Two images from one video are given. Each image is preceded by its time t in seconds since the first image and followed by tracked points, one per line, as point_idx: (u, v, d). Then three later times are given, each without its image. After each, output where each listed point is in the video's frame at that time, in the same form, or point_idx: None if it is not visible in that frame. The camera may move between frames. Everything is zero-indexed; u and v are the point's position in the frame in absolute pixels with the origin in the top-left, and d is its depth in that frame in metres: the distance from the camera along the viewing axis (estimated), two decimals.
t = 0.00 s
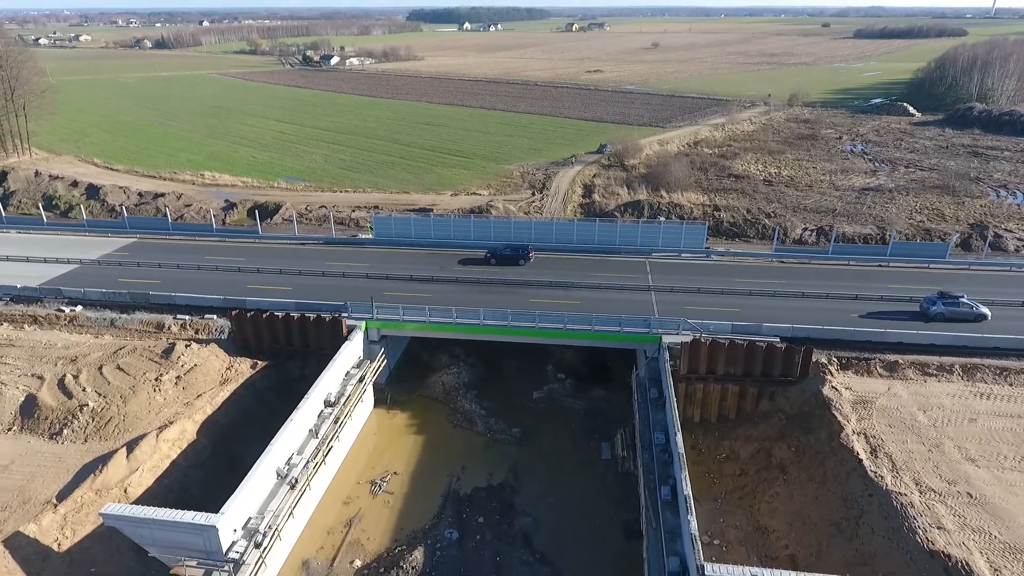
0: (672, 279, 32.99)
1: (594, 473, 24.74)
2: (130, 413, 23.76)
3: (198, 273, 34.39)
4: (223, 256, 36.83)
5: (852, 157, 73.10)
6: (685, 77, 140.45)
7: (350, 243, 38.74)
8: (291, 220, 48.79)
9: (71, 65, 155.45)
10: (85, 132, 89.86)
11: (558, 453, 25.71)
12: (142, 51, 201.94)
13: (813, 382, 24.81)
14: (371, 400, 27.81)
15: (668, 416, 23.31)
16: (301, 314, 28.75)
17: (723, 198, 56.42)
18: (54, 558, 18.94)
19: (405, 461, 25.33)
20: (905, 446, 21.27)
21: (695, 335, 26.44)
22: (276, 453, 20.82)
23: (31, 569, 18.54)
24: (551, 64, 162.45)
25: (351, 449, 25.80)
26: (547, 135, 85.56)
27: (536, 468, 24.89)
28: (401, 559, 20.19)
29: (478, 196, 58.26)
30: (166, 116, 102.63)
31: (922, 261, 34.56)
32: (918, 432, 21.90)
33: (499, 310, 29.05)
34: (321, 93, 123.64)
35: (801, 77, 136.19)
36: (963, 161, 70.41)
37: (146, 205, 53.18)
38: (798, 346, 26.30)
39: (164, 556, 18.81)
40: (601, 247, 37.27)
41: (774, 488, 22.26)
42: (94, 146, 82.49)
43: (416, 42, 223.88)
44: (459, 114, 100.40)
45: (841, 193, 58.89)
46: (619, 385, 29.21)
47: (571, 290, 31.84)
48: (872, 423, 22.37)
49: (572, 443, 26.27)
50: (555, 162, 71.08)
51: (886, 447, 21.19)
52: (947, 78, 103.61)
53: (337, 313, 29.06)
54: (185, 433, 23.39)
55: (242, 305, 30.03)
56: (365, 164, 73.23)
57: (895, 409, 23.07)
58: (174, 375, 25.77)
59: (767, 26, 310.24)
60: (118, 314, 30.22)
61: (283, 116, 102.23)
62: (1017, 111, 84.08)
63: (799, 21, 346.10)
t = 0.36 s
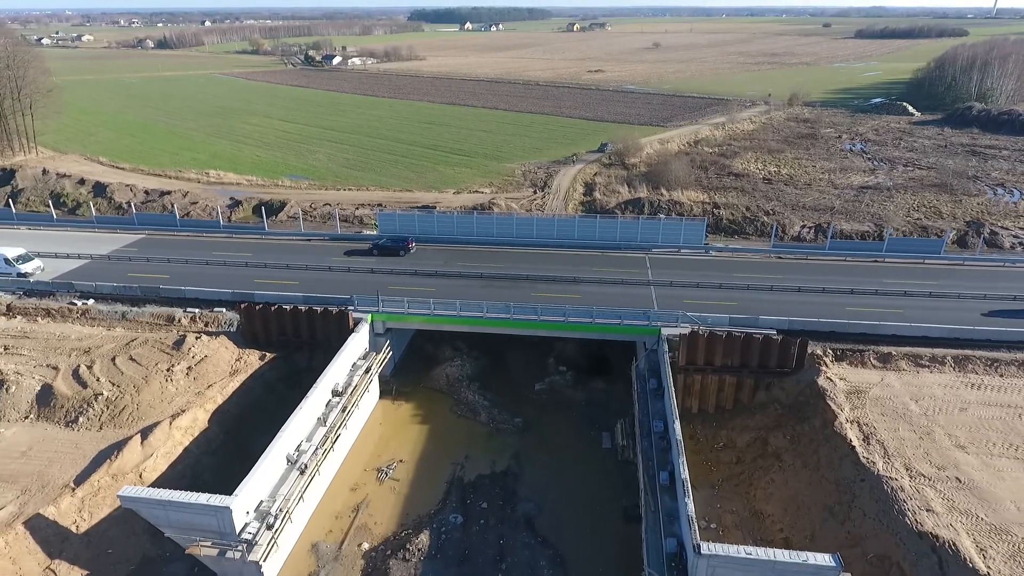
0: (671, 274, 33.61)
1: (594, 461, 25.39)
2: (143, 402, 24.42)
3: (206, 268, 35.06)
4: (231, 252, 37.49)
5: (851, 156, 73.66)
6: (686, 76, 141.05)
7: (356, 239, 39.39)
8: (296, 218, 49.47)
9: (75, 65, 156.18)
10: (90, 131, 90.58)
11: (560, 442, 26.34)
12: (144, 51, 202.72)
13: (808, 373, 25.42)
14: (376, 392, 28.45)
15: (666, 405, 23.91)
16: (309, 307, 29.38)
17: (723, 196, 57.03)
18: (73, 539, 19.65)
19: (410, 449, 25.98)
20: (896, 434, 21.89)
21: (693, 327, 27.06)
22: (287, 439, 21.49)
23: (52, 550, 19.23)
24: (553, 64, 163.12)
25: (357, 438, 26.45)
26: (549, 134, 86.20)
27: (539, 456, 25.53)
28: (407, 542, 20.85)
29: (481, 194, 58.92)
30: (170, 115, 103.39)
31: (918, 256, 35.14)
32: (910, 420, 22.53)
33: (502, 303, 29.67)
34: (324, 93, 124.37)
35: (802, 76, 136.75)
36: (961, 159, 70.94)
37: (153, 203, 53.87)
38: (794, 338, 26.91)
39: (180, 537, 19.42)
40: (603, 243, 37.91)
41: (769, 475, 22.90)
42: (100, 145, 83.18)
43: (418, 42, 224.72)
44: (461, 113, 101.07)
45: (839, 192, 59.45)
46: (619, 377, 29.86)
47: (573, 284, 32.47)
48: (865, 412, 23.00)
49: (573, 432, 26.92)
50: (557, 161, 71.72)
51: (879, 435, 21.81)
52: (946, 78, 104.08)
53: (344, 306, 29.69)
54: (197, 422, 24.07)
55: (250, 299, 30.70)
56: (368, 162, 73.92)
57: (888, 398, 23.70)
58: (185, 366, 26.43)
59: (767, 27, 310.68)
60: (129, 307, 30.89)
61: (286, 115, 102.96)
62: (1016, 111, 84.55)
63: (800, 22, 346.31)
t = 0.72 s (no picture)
0: (671, 269, 34.26)
1: (595, 449, 26.02)
2: (156, 391, 25.11)
3: (214, 263, 35.78)
4: (238, 247, 38.21)
5: (850, 155, 74.28)
6: (686, 76, 141.71)
7: (361, 235, 40.09)
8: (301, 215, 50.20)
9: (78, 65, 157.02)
10: (95, 130, 91.39)
11: (561, 431, 26.99)
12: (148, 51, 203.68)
13: (804, 364, 26.05)
14: (382, 383, 29.10)
15: (665, 395, 24.53)
16: (316, 300, 30.05)
17: (722, 194, 57.68)
18: (91, 521, 20.38)
19: (415, 438, 26.62)
20: (889, 422, 22.52)
21: (692, 320, 27.69)
22: (297, 426, 22.14)
23: (71, 531, 19.95)
24: (554, 64, 163.83)
25: (364, 428, 27.09)
26: (550, 133, 86.93)
27: (541, 445, 26.17)
28: (414, 526, 21.49)
29: (483, 192, 59.62)
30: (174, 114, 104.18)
31: (913, 252, 35.77)
32: (902, 409, 23.15)
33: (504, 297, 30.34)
34: (327, 92, 125.08)
35: (802, 76, 137.33)
36: (959, 158, 71.53)
37: (159, 200, 54.63)
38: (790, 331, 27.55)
39: (193, 520, 20.08)
40: (603, 239, 38.58)
41: (765, 462, 23.52)
42: (105, 144, 84.02)
43: (420, 42, 225.52)
44: (463, 113, 101.77)
45: (838, 190, 60.10)
46: (620, 369, 30.51)
47: (574, 279, 33.11)
48: (859, 401, 23.63)
49: (574, 423, 27.55)
50: (558, 159, 72.42)
51: (872, 423, 22.44)
52: (946, 78, 104.60)
53: (350, 299, 30.36)
54: (209, 411, 24.76)
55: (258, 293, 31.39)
56: (371, 161, 74.65)
57: (882, 388, 24.32)
58: (196, 357, 27.12)
59: (768, 27, 311.17)
60: (140, 301, 31.63)
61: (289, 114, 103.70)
62: (1015, 110, 85.12)
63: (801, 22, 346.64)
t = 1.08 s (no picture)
0: (670, 264, 34.90)
1: (596, 439, 26.66)
2: (168, 380, 25.80)
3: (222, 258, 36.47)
4: (245, 243, 38.90)
5: (849, 154, 74.93)
6: (687, 76, 142.43)
7: (366, 231, 40.78)
8: (306, 213, 50.91)
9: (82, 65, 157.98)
10: (100, 129, 92.19)
11: (562, 422, 27.63)
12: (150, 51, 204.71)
13: (799, 355, 26.67)
14: (387, 375, 29.75)
15: (665, 385, 25.14)
16: (323, 294, 30.74)
17: (722, 193, 58.32)
18: (107, 505, 21.08)
19: (420, 428, 27.29)
20: (881, 411, 23.15)
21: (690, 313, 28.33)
22: (306, 414, 22.83)
23: (88, 514, 20.64)
24: (555, 64, 164.52)
25: (370, 418, 27.76)
26: (551, 132, 87.62)
27: (542, 435, 26.81)
28: (419, 510, 22.16)
29: (485, 190, 60.30)
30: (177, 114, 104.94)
31: (909, 248, 36.39)
32: (895, 399, 23.79)
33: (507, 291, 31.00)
34: (329, 92, 125.90)
35: (803, 76, 137.95)
36: (958, 158, 72.11)
37: (166, 198, 55.36)
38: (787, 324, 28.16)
39: (206, 503, 20.75)
40: (604, 234, 39.20)
41: (761, 450, 24.16)
42: (111, 143, 84.80)
43: (422, 42, 226.34)
44: (464, 112, 102.48)
45: (836, 188, 60.74)
46: (620, 362, 31.15)
47: (575, 274, 33.78)
48: (853, 391, 24.28)
49: (575, 413, 28.21)
50: (559, 158, 73.12)
51: (864, 411, 23.08)
52: (945, 78, 105.22)
53: (356, 293, 31.02)
54: (219, 400, 25.45)
55: (266, 287, 32.09)
56: (374, 160, 75.40)
57: (876, 379, 24.94)
58: (206, 349, 27.80)
59: (769, 28, 311.97)
60: (150, 294, 32.33)
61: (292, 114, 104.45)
62: (1013, 110, 85.67)
63: (802, 23, 347.15)
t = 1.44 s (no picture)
0: (670, 259, 35.53)
1: (596, 429, 27.31)
2: (179, 370, 26.46)
3: (229, 253, 37.12)
4: (252, 239, 39.56)
5: (848, 153, 75.54)
6: (688, 76, 143.07)
7: (370, 227, 41.43)
8: (311, 210, 51.57)
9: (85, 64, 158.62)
10: (105, 128, 92.89)
11: (563, 412, 28.28)
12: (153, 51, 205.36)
13: (795, 347, 27.29)
14: (392, 366, 30.39)
15: (664, 375, 25.75)
16: (329, 287, 31.39)
17: (721, 190, 58.93)
18: (122, 489, 21.74)
19: (425, 418, 27.94)
20: (874, 400, 23.79)
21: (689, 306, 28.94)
22: (314, 402, 23.50)
23: (104, 497, 21.30)
24: (557, 64, 165.13)
25: (375, 408, 28.42)
26: (552, 131, 88.22)
27: (544, 425, 27.44)
28: (425, 495, 22.82)
29: (487, 188, 60.95)
30: (181, 113, 105.63)
31: (904, 244, 37.00)
32: (888, 388, 24.43)
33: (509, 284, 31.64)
34: (331, 91, 126.53)
35: (803, 76, 138.55)
36: (956, 156, 72.71)
37: (172, 195, 56.03)
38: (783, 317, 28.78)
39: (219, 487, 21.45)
40: (604, 231, 39.82)
41: (757, 439, 24.82)
42: (115, 142, 85.47)
43: (423, 42, 226.99)
44: (466, 112, 103.13)
45: (835, 187, 61.33)
46: (620, 354, 31.80)
47: (576, 268, 34.41)
48: (846, 380, 24.93)
49: (576, 404, 28.84)
50: (560, 157, 73.72)
51: (857, 401, 23.71)
52: (944, 78, 105.83)
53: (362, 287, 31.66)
54: (229, 390, 26.12)
55: (274, 281, 32.74)
56: (377, 158, 76.07)
57: (869, 370, 25.57)
58: (216, 340, 28.45)
59: (769, 28, 312.63)
60: (160, 288, 33.00)
61: (295, 113, 105.10)
62: (1012, 110, 86.21)
63: (803, 23, 347.68)
